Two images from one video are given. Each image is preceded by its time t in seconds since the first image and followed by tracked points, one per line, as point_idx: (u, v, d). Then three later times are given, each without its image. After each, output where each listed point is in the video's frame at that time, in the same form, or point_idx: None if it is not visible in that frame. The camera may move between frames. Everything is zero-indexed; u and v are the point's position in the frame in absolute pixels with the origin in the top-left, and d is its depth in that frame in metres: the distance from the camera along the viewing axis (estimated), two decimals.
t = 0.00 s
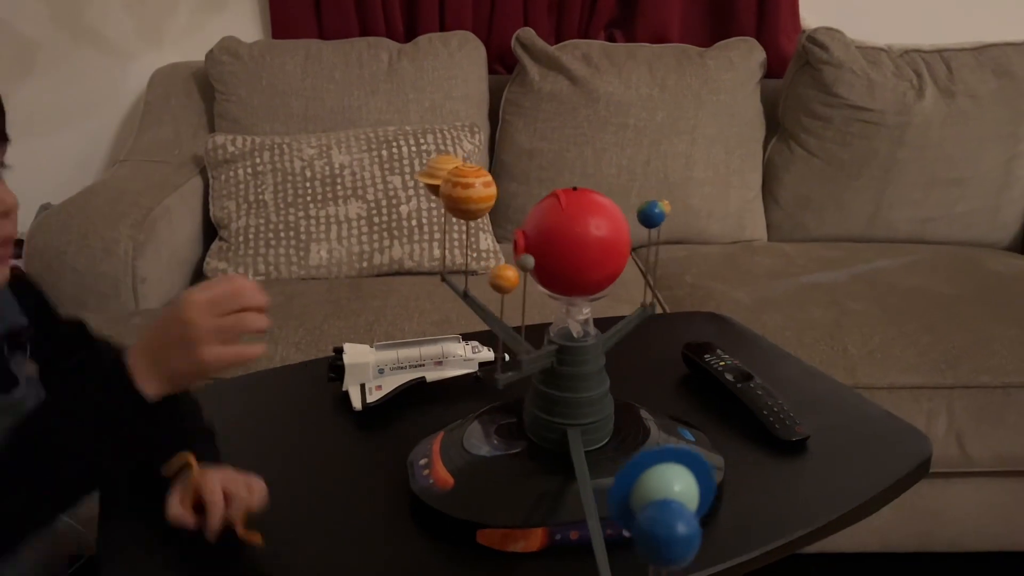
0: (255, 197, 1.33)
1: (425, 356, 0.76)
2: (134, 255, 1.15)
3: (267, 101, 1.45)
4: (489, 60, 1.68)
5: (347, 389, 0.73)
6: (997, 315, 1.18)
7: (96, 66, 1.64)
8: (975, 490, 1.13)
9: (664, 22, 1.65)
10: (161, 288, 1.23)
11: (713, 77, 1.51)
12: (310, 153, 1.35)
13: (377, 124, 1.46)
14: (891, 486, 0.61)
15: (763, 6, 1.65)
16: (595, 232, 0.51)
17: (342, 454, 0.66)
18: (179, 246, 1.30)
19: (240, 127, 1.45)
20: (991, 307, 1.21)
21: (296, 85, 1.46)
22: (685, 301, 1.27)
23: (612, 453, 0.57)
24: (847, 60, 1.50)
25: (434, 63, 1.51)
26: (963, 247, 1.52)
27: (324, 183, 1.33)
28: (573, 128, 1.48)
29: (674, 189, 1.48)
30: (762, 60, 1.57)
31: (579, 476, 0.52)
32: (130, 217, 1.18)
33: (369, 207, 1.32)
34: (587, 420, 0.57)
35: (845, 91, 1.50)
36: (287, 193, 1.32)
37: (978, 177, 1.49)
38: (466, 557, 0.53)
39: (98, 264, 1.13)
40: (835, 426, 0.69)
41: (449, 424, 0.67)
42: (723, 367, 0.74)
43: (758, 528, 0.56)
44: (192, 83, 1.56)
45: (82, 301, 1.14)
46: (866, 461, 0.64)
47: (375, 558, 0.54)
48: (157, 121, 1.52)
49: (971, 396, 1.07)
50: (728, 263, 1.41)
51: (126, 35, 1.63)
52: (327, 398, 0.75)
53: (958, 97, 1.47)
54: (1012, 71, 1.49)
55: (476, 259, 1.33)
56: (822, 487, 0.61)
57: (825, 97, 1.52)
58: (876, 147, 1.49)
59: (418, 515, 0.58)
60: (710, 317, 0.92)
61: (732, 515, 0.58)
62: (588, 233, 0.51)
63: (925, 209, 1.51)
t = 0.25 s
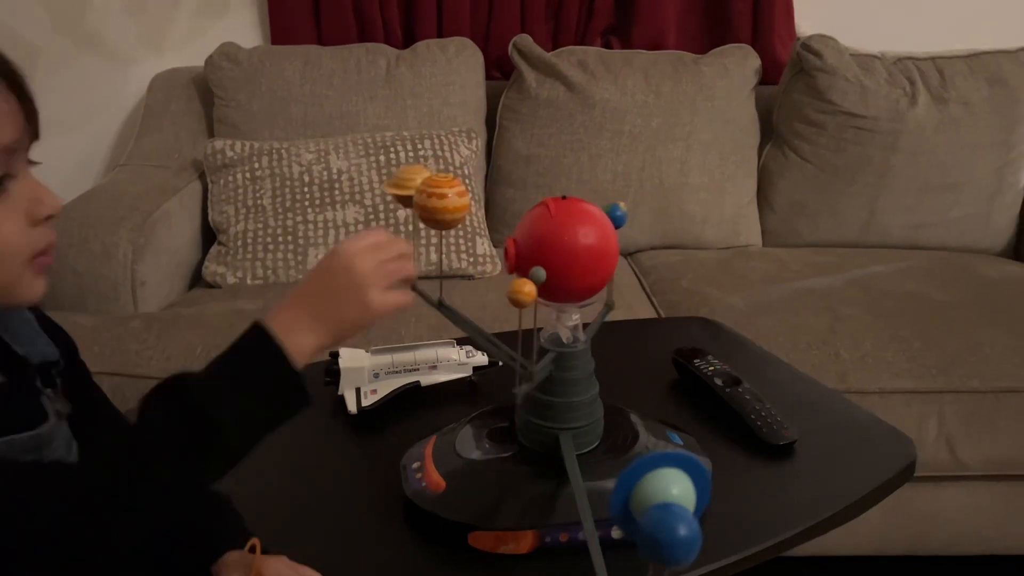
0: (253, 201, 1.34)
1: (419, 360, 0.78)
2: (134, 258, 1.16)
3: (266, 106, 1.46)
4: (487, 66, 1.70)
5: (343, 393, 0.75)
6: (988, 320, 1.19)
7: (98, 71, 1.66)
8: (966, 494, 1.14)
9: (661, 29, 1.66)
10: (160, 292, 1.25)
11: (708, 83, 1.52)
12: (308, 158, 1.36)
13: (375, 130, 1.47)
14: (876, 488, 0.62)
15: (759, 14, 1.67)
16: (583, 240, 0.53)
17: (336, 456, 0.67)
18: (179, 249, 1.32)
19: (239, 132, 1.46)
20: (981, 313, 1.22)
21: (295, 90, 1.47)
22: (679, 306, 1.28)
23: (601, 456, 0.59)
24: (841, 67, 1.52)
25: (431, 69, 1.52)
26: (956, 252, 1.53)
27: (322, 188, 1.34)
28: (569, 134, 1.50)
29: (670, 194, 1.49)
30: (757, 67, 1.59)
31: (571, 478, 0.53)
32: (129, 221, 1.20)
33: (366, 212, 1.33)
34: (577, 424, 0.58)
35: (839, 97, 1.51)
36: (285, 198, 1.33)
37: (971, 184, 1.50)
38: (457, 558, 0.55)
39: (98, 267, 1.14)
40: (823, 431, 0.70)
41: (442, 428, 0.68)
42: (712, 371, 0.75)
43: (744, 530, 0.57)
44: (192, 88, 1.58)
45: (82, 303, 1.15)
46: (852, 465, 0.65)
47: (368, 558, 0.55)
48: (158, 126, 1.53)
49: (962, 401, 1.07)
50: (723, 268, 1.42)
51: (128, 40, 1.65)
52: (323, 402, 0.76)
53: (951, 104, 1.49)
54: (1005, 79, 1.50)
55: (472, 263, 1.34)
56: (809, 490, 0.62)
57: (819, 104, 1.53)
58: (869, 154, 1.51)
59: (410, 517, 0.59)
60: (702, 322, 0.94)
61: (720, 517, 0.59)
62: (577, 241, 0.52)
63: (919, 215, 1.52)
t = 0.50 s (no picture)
0: (249, 207, 1.35)
1: (412, 368, 0.79)
2: (130, 264, 1.17)
3: (263, 112, 1.47)
4: (483, 73, 1.71)
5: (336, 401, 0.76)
6: (978, 326, 1.20)
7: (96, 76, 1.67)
8: (956, 499, 1.15)
9: (655, 36, 1.67)
10: (157, 297, 1.25)
11: (701, 90, 1.54)
12: (304, 164, 1.37)
13: (371, 136, 1.48)
14: (861, 495, 0.63)
15: (753, 21, 1.68)
16: (571, 251, 0.54)
17: (329, 464, 0.68)
18: (175, 255, 1.32)
19: (236, 138, 1.47)
20: (971, 319, 1.23)
21: (291, 96, 1.48)
22: (672, 312, 1.29)
23: (589, 464, 0.59)
24: (833, 74, 1.53)
25: (427, 75, 1.53)
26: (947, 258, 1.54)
27: (318, 194, 1.35)
28: (564, 140, 1.51)
29: (664, 201, 1.50)
30: (750, 74, 1.60)
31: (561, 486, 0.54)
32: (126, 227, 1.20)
33: (362, 218, 1.34)
34: (566, 431, 0.59)
35: (832, 105, 1.52)
36: (281, 204, 1.34)
37: (962, 190, 1.51)
38: (445, 565, 0.56)
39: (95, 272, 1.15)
40: (809, 438, 0.71)
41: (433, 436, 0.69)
42: (700, 380, 0.76)
43: (730, 537, 0.58)
44: (189, 94, 1.59)
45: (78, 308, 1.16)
46: (838, 472, 0.66)
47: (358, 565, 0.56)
48: (155, 131, 1.54)
49: (951, 407, 1.08)
50: (716, 274, 1.43)
51: (126, 46, 1.67)
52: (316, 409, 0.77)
53: (942, 112, 1.50)
54: (996, 87, 1.51)
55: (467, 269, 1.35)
56: (795, 498, 0.63)
57: (812, 111, 1.54)
58: (861, 161, 1.52)
59: (401, 524, 0.60)
60: (692, 330, 0.95)
61: (706, 523, 0.59)
62: (564, 253, 0.54)
63: (911, 221, 1.53)
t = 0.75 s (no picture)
0: (247, 213, 1.36)
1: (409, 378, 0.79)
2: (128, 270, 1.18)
3: (261, 119, 1.48)
4: (481, 79, 1.72)
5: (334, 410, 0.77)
6: (970, 333, 1.21)
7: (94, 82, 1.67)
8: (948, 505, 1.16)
9: (652, 43, 1.68)
10: (155, 302, 1.26)
11: (697, 98, 1.55)
12: (302, 171, 1.38)
13: (369, 142, 1.49)
14: (852, 503, 0.64)
15: (749, 28, 1.69)
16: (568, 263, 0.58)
17: (326, 472, 0.69)
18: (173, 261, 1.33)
19: (234, 144, 1.48)
20: (963, 326, 1.24)
21: (289, 103, 1.49)
22: (668, 318, 1.30)
23: (584, 474, 0.60)
24: (828, 82, 1.54)
25: (425, 82, 1.54)
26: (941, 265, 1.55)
27: (316, 201, 1.35)
28: (561, 147, 1.52)
29: (660, 207, 1.51)
30: (746, 81, 1.61)
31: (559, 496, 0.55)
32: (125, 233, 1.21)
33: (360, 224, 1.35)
34: (561, 443, 0.60)
35: (827, 112, 1.53)
36: (279, 210, 1.35)
37: (955, 198, 1.53)
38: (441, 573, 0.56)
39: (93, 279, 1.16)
40: (801, 446, 0.72)
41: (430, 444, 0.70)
42: (695, 390, 0.76)
43: (722, 545, 0.59)
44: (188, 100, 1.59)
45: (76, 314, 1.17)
46: (830, 480, 0.67)
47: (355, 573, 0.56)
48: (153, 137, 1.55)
49: (941, 415, 1.10)
50: (711, 280, 1.44)
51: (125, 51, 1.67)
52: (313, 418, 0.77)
53: (936, 119, 1.51)
54: (989, 95, 1.52)
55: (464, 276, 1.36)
56: (787, 506, 0.63)
57: (807, 118, 1.56)
58: (856, 168, 1.53)
59: (397, 532, 0.61)
60: (687, 338, 0.95)
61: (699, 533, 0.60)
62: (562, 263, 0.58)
63: (905, 228, 1.54)
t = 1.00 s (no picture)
0: (245, 218, 1.35)
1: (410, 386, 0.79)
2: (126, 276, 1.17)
3: (259, 123, 1.47)
4: (479, 84, 1.71)
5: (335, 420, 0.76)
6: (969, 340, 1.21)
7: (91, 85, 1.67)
8: (946, 512, 1.16)
9: (650, 49, 1.68)
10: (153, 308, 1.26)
11: (696, 103, 1.55)
12: (300, 176, 1.38)
13: (367, 147, 1.49)
14: (853, 514, 0.64)
15: (747, 34, 1.69)
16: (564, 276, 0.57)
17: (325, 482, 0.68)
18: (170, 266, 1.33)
19: (232, 148, 1.47)
20: (962, 332, 1.24)
21: (288, 107, 1.48)
22: (667, 324, 1.30)
23: (585, 485, 0.60)
24: (826, 88, 1.55)
25: (424, 87, 1.54)
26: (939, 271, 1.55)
27: (315, 206, 1.35)
28: (559, 152, 1.52)
29: (658, 212, 1.51)
30: (745, 87, 1.61)
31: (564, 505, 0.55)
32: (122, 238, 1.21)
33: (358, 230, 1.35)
34: (564, 454, 0.60)
35: (825, 118, 1.54)
36: (277, 216, 1.35)
37: (953, 203, 1.53)
38: None
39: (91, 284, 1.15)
40: (802, 456, 0.72)
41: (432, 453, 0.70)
42: (695, 399, 0.76)
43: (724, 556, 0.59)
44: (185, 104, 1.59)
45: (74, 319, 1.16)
46: (831, 491, 0.67)
47: None
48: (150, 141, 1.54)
49: (940, 421, 1.10)
50: (710, 286, 1.44)
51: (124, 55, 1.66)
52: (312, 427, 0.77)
53: (935, 125, 1.51)
54: (987, 101, 1.53)
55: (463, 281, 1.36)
56: (789, 516, 0.63)
57: (805, 124, 1.56)
58: (854, 173, 1.53)
59: (398, 544, 0.60)
60: (686, 346, 0.95)
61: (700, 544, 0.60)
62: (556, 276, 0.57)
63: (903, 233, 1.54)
